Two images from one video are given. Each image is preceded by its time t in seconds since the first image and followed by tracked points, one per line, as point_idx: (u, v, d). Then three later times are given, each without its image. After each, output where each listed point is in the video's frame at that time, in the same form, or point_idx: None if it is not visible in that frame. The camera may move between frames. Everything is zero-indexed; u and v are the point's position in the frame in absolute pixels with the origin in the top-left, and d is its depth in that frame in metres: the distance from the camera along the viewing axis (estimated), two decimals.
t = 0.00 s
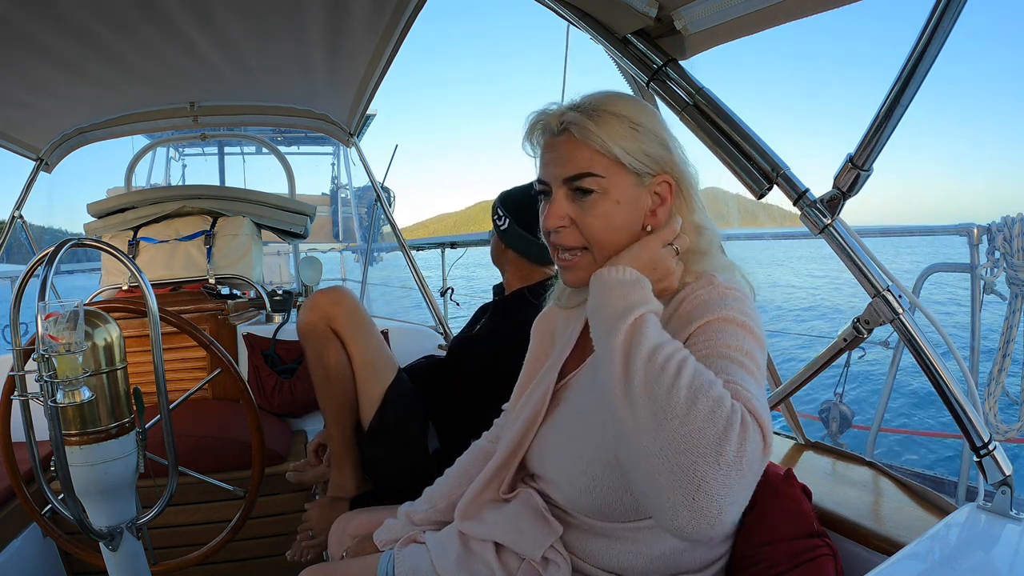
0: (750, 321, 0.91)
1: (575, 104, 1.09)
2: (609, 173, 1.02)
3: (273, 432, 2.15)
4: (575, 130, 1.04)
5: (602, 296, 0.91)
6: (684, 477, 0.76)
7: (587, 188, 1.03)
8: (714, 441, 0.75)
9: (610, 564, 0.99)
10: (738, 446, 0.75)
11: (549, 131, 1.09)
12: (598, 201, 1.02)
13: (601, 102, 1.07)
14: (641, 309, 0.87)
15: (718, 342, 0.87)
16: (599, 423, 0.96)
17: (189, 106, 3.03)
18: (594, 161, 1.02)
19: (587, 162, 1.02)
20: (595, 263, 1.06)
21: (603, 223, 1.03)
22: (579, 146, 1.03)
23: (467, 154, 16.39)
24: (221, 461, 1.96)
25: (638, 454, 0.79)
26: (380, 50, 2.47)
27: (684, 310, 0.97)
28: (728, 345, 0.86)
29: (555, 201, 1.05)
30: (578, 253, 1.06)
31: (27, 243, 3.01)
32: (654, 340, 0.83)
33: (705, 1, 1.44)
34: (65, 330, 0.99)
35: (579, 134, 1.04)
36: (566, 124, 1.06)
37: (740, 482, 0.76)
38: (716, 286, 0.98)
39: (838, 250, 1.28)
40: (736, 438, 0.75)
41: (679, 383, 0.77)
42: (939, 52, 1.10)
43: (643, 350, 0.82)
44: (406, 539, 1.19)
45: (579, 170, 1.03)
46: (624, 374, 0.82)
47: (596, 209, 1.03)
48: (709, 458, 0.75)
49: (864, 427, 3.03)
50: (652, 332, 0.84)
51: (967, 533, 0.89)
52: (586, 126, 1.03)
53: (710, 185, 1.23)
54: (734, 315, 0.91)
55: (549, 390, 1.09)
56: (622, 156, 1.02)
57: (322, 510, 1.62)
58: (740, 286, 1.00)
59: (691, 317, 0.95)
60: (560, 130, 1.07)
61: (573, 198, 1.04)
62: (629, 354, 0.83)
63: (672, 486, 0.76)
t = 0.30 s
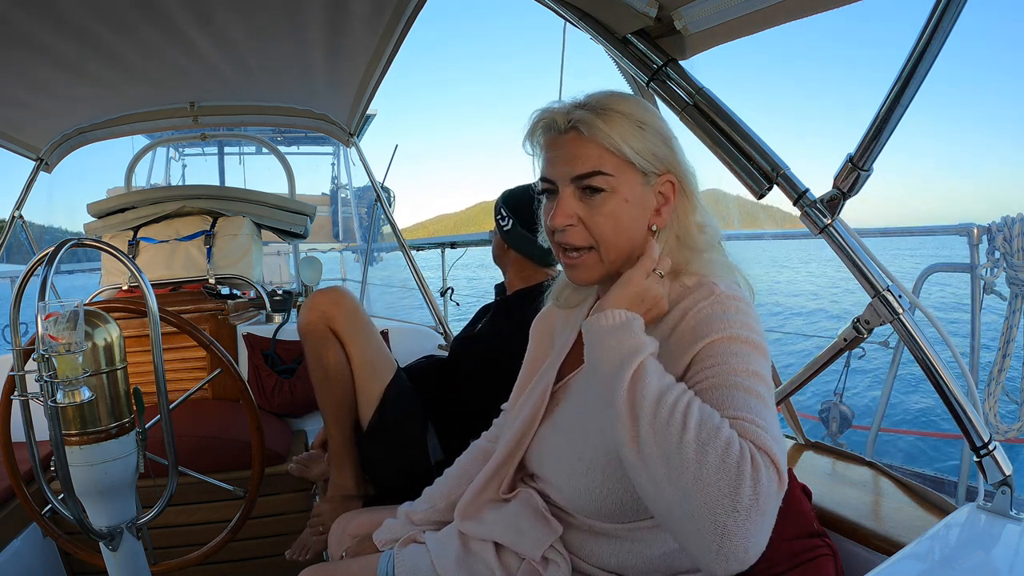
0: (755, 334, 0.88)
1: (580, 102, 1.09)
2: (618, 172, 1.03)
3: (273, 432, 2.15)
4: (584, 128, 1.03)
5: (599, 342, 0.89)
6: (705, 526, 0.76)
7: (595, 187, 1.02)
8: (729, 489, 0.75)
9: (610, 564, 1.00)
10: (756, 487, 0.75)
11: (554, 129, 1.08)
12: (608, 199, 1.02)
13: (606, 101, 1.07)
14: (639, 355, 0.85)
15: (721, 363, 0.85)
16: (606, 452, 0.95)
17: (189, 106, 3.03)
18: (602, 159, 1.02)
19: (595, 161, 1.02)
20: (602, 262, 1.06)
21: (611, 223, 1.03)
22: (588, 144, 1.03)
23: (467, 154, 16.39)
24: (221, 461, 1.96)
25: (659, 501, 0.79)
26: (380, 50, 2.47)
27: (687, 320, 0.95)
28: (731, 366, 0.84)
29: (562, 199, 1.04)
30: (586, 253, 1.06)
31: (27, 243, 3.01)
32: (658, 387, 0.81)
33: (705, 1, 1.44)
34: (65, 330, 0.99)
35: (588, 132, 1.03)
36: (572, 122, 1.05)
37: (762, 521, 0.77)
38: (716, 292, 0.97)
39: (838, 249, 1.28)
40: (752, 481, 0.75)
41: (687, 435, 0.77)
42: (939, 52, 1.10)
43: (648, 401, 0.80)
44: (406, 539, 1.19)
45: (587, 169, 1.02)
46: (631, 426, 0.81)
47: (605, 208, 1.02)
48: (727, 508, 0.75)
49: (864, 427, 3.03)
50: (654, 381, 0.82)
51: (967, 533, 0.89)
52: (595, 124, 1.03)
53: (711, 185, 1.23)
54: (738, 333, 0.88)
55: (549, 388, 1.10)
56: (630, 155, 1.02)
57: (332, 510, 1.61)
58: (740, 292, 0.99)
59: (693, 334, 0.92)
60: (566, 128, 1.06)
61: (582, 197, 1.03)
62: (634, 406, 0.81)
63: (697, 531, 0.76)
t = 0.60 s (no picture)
0: (755, 355, 0.89)
1: (586, 103, 1.08)
2: (624, 173, 1.03)
3: (273, 432, 2.15)
4: (590, 129, 1.03)
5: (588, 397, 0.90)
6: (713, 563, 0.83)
7: (602, 189, 1.02)
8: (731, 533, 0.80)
9: (610, 564, 1.00)
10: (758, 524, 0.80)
11: (560, 129, 1.08)
12: (614, 201, 1.02)
13: (612, 101, 1.07)
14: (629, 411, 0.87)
15: (718, 396, 0.87)
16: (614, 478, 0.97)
17: (189, 106, 3.03)
18: (610, 160, 1.02)
19: (602, 162, 1.02)
20: (607, 264, 1.06)
21: (617, 224, 1.03)
22: (594, 145, 1.03)
23: (467, 154, 16.39)
24: (221, 461, 1.96)
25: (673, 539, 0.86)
26: (380, 50, 2.47)
27: (691, 332, 0.95)
28: (728, 398, 0.86)
29: (569, 200, 1.04)
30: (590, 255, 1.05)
31: (27, 243, 3.01)
32: (651, 443, 0.85)
33: (705, 2, 1.44)
34: (65, 330, 0.99)
35: (595, 132, 1.03)
36: (579, 123, 1.05)
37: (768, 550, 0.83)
38: (718, 299, 0.97)
39: (838, 249, 1.28)
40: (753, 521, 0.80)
41: (686, 486, 0.81)
42: (939, 52, 1.10)
43: (645, 460, 0.84)
44: (406, 539, 1.19)
45: (594, 171, 1.02)
46: (632, 482, 0.85)
47: (611, 209, 1.02)
48: (732, 550, 0.81)
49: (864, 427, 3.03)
50: (647, 437, 0.85)
51: (967, 533, 0.89)
52: (601, 124, 1.03)
53: (711, 186, 1.24)
54: (740, 355, 0.89)
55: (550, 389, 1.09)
56: (637, 156, 1.03)
57: (334, 510, 1.61)
58: (742, 299, 0.99)
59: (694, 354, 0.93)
60: (572, 130, 1.06)
61: (589, 200, 1.03)
62: (630, 463, 0.85)
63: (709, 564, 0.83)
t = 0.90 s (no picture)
0: (711, 371, 0.87)
1: (596, 103, 1.07)
2: (641, 176, 1.03)
3: (273, 432, 2.15)
4: (608, 130, 1.03)
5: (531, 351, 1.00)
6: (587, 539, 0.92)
7: (620, 192, 1.02)
8: (607, 523, 0.87)
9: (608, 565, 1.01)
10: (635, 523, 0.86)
11: (573, 129, 1.06)
12: (633, 205, 1.03)
13: (623, 102, 1.07)
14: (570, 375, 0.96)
15: (656, 397, 0.89)
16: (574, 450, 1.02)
17: (189, 106, 3.03)
18: (629, 164, 1.02)
19: (621, 165, 1.02)
20: (623, 268, 1.06)
21: (635, 228, 1.04)
22: (612, 148, 1.02)
23: (467, 154, 16.38)
24: (221, 461, 1.96)
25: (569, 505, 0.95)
26: (380, 50, 2.47)
27: (670, 325, 0.96)
28: (662, 403, 0.88)
29: (588, 205, 1.03)
30: (607, 259, 1.05)
31: (27, 243, 3.01)
32: (564, 415, 0.93)
33: (705, 2, 1.44)
34: (65, 330, 0.99)
35: (612, 135, 1.03)
36: (595, 124, 1.04)
37: (640, 550, 0.88)
38: (712, 295, 0.96)
39: (838, 250, 1.28)
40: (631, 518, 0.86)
41: (578, 462, 0.90)
42: (939, 52, 1.10)
43: (559, 422, 0.93)
44: (406, 539, 1.19)
45: (612, 173, 1.02)
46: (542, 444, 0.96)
47: (629, 212, 1.03)
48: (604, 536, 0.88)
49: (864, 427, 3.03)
50: (566, 406, 0.94)
51: (967, 533, 0.89)
52: (619, 126, 1.02)
53: (711, 187, 1.24)
54: (697, 365, 0.88)
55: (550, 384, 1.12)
56: (652, 159, 1.04)
57: (334, 510, 1.61)
58: (742, 301, 0.98)
59: (663, 350, 0.94)
60: (586, 130, 1.05)
61: (607, 204, 1.03)
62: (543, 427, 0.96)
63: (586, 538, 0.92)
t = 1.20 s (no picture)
0: (667, 362, 0.88)
1: (598, 104, 1.07)
2: (646, 179, 1.04)
3: (273, 432, 2.15)
4: (613, 134, 1.02)
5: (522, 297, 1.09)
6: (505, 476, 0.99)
7: (626, 196, 1.03)
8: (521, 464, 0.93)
9: (607, 564, 1.00)
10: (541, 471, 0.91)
11: (576, 131, 1.05)
12: (638, 210, 1.04)
13: (624, 104, 1.06)
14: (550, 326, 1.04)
15: (610, 372, 0.92)
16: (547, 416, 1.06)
17: (189, 106, 3.03)
18: (635, 168, 1.02)
19: (627, 169, 1.02)
20: (629, 274, 1.07)
21: (641, 231, 1.05)
22: (617, 152, 1.02)
23: (467, 154, 16.38)
24: (221, 461, 1.96)
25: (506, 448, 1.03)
26: (380, 50, 2.47)
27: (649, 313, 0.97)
28: (613, 380, 0.91)
29: (594, 212, 1.03)
30: (614, 263, 1.06)
31: (27, 243, 3.01)
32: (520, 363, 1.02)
33: (705, 2, 1.44)
34: (65, 330, 0.99)
35: (617, 138, 1.02)
36: (599, 126, 1.03)
37: (539, 501, 0.92)
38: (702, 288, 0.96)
39: (838, 249, 1.28)
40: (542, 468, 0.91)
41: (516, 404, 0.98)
42: (939, 52, 1.10)
43: (520, 364, 1.01)
44: (406, 539, 1.19)
45: (618, 178, 1.02)
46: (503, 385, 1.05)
47: (636, 217, 1.04)
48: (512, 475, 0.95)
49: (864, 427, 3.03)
50: (531, 351, 1.01)
51: (967, 533, 0.89)
52: (624, 129, 1.02)
53: (710, 188, 1.24)
54: (657, 352, 0.89)
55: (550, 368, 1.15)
56: (656, 162, 1.04)
57: (333, 511, 1.60)
58: (736, 303, 0.96)
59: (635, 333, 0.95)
60: (591, 134, 1.04)
61: (614, 209, 1.04)
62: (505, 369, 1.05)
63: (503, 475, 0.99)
